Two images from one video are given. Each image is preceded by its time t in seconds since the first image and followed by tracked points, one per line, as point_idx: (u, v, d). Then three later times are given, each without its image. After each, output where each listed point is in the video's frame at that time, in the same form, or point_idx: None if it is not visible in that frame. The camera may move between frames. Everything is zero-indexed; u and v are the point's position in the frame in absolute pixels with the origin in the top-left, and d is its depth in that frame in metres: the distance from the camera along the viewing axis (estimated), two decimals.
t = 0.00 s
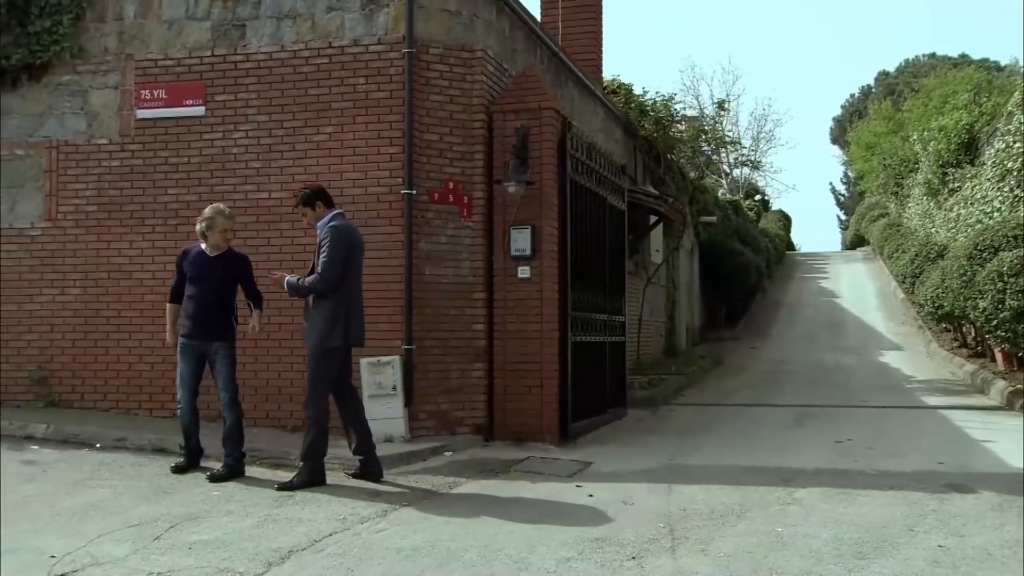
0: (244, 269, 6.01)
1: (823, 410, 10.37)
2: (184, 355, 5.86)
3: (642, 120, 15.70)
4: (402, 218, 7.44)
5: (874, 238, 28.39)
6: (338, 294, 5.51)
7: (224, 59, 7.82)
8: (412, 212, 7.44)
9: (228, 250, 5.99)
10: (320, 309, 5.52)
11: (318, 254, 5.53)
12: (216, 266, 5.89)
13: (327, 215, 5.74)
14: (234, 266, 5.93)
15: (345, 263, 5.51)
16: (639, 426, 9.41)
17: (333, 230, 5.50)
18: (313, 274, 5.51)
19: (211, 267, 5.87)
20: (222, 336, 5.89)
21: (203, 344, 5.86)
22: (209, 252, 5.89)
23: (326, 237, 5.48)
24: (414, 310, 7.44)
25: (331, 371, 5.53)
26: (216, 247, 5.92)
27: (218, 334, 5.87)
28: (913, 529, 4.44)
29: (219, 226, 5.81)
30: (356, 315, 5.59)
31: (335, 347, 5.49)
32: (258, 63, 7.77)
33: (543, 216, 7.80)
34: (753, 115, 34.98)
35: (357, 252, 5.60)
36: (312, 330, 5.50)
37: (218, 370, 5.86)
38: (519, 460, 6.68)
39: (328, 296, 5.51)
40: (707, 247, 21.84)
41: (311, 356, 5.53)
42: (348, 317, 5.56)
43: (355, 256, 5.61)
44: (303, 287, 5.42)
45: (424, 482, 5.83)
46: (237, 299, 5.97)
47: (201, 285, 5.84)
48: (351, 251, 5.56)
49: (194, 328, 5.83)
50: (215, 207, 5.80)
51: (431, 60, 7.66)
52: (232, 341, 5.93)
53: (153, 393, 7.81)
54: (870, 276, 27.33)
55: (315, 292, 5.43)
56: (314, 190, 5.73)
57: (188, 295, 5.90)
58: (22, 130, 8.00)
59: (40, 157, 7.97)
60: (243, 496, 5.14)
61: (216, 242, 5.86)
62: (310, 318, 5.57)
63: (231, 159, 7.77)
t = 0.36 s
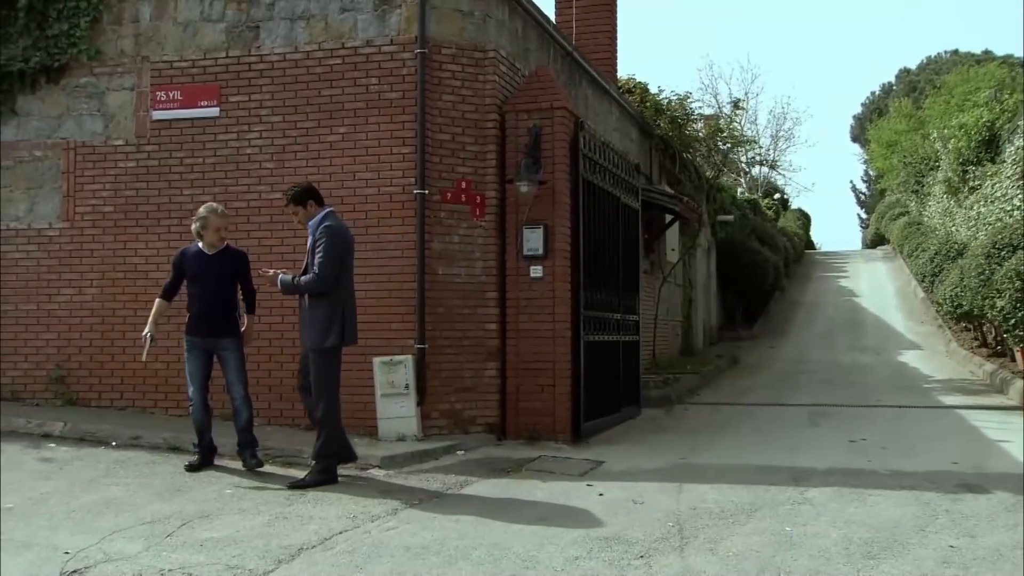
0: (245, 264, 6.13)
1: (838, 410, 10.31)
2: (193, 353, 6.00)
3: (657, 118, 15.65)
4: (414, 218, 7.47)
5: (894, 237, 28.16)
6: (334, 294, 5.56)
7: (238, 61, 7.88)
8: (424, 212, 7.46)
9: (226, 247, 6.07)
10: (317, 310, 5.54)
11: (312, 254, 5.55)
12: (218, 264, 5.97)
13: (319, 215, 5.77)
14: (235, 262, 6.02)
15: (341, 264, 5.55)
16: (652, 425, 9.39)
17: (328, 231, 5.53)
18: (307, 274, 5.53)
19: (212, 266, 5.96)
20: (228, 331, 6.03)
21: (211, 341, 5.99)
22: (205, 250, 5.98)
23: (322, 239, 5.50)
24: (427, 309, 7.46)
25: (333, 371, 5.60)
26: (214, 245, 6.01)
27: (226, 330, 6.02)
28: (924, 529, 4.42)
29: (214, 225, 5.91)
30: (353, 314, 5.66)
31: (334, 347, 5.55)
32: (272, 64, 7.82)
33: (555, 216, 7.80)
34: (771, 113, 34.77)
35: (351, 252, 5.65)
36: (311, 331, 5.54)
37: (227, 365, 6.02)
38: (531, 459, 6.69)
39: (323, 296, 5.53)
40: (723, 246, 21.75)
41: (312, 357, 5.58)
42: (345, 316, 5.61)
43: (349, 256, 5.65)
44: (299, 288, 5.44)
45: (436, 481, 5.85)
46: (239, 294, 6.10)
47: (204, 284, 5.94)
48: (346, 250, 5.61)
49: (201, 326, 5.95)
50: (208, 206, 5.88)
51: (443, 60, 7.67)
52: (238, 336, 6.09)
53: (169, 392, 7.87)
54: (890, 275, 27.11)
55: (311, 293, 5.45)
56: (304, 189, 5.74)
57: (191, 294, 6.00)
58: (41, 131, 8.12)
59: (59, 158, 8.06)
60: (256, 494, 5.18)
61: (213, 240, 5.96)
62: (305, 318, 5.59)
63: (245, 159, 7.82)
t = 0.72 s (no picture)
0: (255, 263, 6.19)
1: (849, 409, 10.26)
2: (205, 352, 6.01)
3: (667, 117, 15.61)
4: (422, 217, 7.49)
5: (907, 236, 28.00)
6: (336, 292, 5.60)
7: (247, 62, 7.92)
8: (432, 212, 7.49)
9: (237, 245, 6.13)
10: (318, 306, 5.58)
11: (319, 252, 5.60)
12: (232, 263, 6.04)
13: (321, 213, 5.80)
14: (249, 260, 6.10)
15: (347, 263, 5.61)
16: (661, 424, 9.38)
17: (335, 229, 5.59)
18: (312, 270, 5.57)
19: (226, 265, 6.02)
20: (239, 331, 6.09)
21: (222, 341, 6.03)
22: (219, 249, 6.03)
23: (330, 236, 5.55)
24: (435, 309, 7.48)
25: (330, 369, 5.62)
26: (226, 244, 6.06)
27: (238, 329, 6.08)
28: (929, 528, 4.41)
29: (228, 223, 5.96)
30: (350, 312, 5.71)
31: (335, 345, 5.59)
32: (281, 65, 7.86)
33: (563, 215, 7.81)
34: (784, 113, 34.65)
35: (354, 252, 5.72)
36: (312, 328, 5.57)
37: (236, 364, 6.09)
38: (538, 459, 6.69)
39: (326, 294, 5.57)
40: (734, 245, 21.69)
41: (309, 355, 5.58)
42: (344, 315, 5.66)
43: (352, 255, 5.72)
44: (307, 284, 5.47)
45: (442, 480, 5.87)
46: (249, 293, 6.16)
47: (218, 283, 6.00)
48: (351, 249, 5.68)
49: (214, 325, 5.99)
50: (224, 205, 5.95)
51: (450, 60, 7.69)
52: (249, 335, 6.15)
53: (179, 391, 7.92)
54: (903, 274, 26.96)
55: (318, 290, 5.50)
56: (308, 187, 5.77)
57: (202, 292, 6.03)
58: (53, 132, 8.21)
59: (70, 159, 8.16)
60: (263, 493, 5.20)
61: (226, 239, 6.01)
62: (304, 315, 5.60)
63: (254, 160, 7.87)
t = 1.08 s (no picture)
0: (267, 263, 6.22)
1: (856, 409, 10.23)
2: (216, 352, 6.03)
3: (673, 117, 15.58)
4: (427, 217, 7.51)
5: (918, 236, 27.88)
6: (335, 291, 5.62)
7: (254, 63, 7.95)
8: (436, 212, 7.50)
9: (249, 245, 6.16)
10: (318, 305, 5.60)
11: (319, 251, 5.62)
12: (247, 262, 6.10)
13: (322, 214, 5.83)
14: (263, 259, 6.13)
15: (347, 262, 5.62)
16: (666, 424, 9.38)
17: (336, 228, 5.62)
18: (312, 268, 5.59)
19: (239, 265, 6.06)
20: (250, 331, 6.11)
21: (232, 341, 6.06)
22: (233, 250, 6.08)
23: (330, 234, 5.57)
24: (440, 309, 7.50)
25: (329, 369, 5.64)
26: (239, 244, 6.10)
27: (251, 329, 6.12)
28: (932, 528, 4.40)
29: (240, 223, 6.00)
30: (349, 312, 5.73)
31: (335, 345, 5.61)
32: (286, 66, 7.89)
33: (568, 215, 7.81)
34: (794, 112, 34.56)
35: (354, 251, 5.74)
36: (312, 327, 5.59)
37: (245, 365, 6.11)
38: (543, 458, 6.70)
39: (325, 292, 5.59)
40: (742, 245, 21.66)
41: (309, 354, 5.61)
42: (343, 315, 5.67)
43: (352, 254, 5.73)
44: (309, 282, 5.48)
45: (445, 479, 5.89)
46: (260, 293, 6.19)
47: (230, 283, 6.04)
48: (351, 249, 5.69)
49: (226, 325, 6.02)
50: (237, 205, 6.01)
51: (455, 60, 7.71)
52: (259, 334, 6.18)
53: (186, 391, 7.96)
54: (914, 274, 26.85)
55: (319, 288, 5.51)
56: (309, 187, 5.79)
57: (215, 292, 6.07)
58: (62, 133, 8.27)
59: (79, 160, 8.21)
60: (266, 492, 5.23)
61: (239, 238, 6.05)
62: (304, 314, 5.63)
63: (261, 160, 7.90)
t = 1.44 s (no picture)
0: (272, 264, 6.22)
1: (861, 409, 10.21)
2: (220, 350, 6.06)
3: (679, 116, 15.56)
4: (429, 217, 7.53)
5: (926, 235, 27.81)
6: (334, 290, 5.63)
7: (257, 63, 7.98)
8: (439, 212, 7.52)
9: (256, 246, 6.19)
10: (316, 305, 5.61)
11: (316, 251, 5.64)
12: (252, 262, 6.12)
13: (319, 214, 5.86)
14: (268, 259, 6.11)
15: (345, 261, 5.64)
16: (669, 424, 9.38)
17: (332, 228, 5.64)
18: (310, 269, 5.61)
19: (245, 266, 6.09)
20: (254, 331, 6.12)
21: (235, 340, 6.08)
22: (240, 250, 6.12)
23: (326, 234, 5.60)
24: (442, 308, 7.51)
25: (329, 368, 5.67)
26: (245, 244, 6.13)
27: (255, 328, 6.13)
28: (932, 528, 4.40)
29: (246, 222, 6.04)
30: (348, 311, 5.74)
31: (335, 345, 5.62)
32: (290, 67, 7.91)
33: (570, 215, 7.82)
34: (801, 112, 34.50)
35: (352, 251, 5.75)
36: (311, 326, 5.61)
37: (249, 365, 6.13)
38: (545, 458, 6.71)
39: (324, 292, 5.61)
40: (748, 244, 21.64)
41: (310, 354, 5.63)
42: (342, 314, 5.69)
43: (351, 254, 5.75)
44: (306, 281, 5.50)
45: (447, 479, 5.91)
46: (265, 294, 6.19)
47: (235, 283, 6.07)
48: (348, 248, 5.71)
49: (229, 325, 6.03)
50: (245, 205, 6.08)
51: (458, 61, 7.72)
52: (263, 334, 6.18)
53: (191, 390, 7.99)
54: (921, 274, 26.77)
55: (317, 288, 5.54)
56: (305, 188, 5.81)
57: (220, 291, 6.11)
58: (68, 134, 8.31)
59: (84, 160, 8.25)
60: (268, 491, 5.25)
61: (245, 237, 6.08)
62: (304, 314, 5.65)
63: (265, 161, 7.93)
